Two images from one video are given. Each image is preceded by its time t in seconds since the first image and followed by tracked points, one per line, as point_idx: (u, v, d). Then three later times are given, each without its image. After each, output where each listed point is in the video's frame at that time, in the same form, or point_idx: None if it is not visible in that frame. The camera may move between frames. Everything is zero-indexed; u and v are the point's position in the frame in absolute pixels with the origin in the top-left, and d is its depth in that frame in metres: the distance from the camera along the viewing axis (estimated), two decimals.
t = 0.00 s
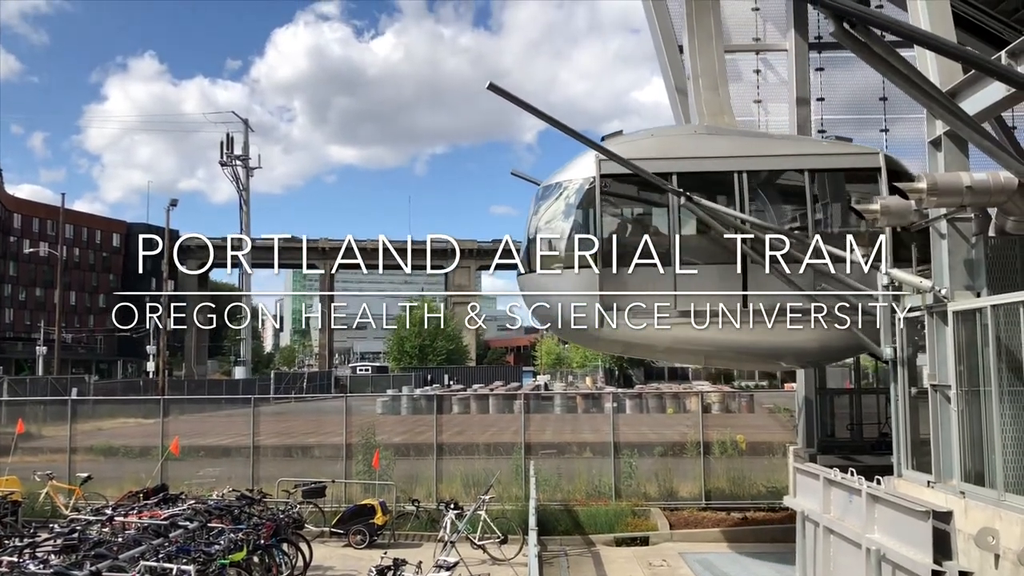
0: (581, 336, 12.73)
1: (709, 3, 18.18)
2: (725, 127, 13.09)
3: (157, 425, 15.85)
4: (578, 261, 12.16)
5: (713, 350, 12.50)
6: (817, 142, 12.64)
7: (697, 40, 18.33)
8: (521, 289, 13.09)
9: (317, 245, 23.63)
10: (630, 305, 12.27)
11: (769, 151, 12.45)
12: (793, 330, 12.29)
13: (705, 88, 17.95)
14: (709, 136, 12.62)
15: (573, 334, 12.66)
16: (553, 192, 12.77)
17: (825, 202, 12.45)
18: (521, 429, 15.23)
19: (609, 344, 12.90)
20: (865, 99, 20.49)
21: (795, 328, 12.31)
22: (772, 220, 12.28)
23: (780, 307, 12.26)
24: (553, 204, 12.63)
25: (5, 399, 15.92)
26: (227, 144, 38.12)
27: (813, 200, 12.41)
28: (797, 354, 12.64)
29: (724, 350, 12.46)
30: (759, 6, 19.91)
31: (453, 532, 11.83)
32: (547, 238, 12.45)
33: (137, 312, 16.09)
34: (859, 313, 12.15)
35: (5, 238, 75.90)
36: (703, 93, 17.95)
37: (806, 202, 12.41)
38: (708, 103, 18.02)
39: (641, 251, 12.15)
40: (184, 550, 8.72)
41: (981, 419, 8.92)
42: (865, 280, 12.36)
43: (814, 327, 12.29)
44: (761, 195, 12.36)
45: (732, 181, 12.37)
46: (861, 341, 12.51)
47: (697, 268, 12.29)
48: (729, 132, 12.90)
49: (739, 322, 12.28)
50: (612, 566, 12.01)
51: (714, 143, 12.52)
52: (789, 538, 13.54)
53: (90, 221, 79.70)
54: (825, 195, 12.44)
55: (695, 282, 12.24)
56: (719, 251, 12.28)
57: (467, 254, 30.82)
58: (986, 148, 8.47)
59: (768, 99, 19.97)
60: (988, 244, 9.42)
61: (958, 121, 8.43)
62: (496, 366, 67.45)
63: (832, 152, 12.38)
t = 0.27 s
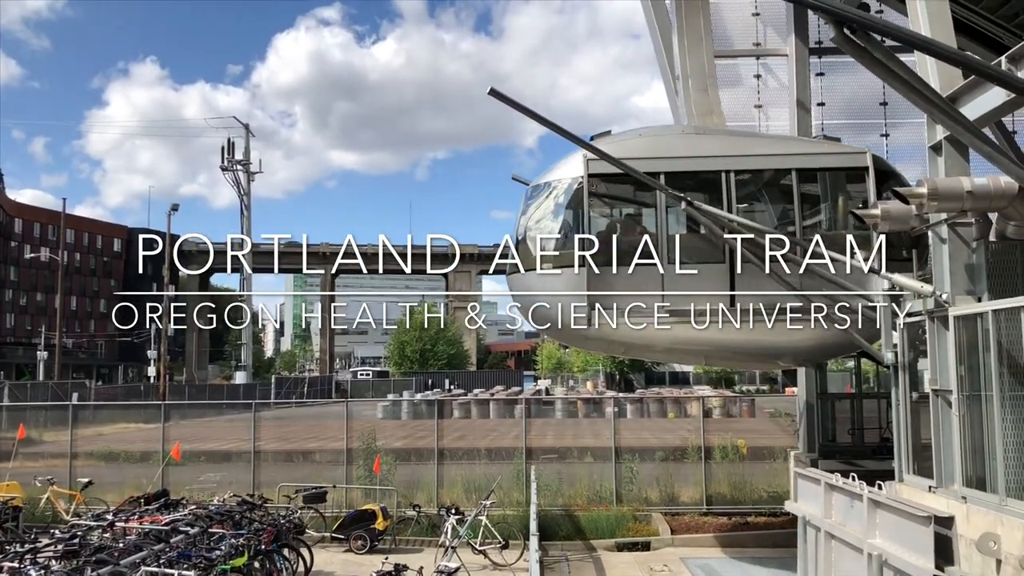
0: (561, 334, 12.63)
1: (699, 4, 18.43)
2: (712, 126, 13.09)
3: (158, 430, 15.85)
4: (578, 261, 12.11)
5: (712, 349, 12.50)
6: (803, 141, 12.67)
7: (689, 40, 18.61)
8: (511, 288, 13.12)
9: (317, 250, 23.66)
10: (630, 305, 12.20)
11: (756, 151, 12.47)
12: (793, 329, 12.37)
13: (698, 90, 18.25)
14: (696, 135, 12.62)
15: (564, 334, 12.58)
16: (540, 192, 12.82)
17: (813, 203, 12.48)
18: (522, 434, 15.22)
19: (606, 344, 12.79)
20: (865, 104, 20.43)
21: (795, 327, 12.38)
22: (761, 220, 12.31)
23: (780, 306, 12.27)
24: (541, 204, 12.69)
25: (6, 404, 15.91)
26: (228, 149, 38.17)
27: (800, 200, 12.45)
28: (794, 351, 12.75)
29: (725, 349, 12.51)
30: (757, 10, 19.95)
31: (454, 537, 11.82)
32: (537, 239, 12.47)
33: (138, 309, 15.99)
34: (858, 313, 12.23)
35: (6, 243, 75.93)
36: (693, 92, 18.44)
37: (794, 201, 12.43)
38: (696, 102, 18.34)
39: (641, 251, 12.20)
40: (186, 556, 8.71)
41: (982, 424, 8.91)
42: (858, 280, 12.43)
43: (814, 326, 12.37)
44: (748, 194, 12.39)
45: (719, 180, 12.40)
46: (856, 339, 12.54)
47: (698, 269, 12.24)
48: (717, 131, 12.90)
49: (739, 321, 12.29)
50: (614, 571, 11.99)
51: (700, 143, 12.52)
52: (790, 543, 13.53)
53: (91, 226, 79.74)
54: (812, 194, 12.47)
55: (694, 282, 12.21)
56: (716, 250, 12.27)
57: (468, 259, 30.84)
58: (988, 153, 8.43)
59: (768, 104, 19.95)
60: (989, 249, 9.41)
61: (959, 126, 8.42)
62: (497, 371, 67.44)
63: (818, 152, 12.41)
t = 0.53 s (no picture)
0: (563, 337, 12.64)
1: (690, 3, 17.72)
2: (702, 129, 13.12)
3: (160, 436, 15.84)
4: (578, 261, 12.06)
5: (713, 350, 12.39)
6: (791, 143, 12.66)
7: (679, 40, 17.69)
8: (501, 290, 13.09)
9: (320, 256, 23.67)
10: (630, 305, 12.14)
11: (745, 152, 12.49)
12: (793, 330, 12.24)
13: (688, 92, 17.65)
14: (686, 137, 12.63)
15: (561, 334, 12.52)
16: (531, 192, 12.83)
17: (803, 204, 12.45)
18: (525, 440, 15.18)
19: (606, 347, 12.67)
20: (868, 110, 20.44)
21: (795, 327, 12.25)
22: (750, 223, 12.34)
23: (779, 306, 12.19)
24: (533, 205, 12.70)
25: (10, 410, 15.90)
26: (231, 155, 38.24)
27: (789, 201, 12.43)
28: (797, 355, 12.64)
29: (726, 351, 12.41)
30: (760, 16, 19.81)
31: (457, 544, 11.79)
32: (531, 240, 12.47)
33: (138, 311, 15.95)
34: (858, 312, 12.25)
35: (10, 249, 76.06)
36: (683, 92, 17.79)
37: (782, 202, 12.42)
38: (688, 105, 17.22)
39: (641, 251, 12.16)
40: (189, 562, 8.71)
41: (986, 430, 8.90)
42: (845, 280, 12.26)
43: (814, 326, 12.25)
44: (737, 195, 12.40)
45: (708, 182, 12.41)
46: (855, 338, 12.63)
47: (697, 269, 12.22)
48: (707, 133, 12.92)
49: (739, 321, 12.22)
50: None
51: (689, 145, 12.55)
52: (793, 550, 13.49)
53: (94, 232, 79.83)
54: (800, 195, 12.45)
55: (695, 282, 12.18)
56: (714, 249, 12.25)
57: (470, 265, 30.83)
58: (990, 159, 8.46)
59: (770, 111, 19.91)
60: (992, 255, 9.42)
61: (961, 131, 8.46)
62: (499, 377, 67.41)
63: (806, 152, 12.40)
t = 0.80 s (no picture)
0: (560, 339, 12.65)
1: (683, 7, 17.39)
2: (695, 131, 13.04)
3: (165, 442, 15.86)
4: (579, 262, 12.08)
5: (712, 351, 12.45)
6: (783, 145, 12.54)
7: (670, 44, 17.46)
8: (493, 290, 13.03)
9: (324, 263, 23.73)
10: (629, 305, 12.16)
11: (736, 154, 12.40)
12: (793, 330, 12.38)
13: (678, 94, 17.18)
14: (676, 139, 12.56)
15: (560, 337, 12.55)
16: (523, 193, 12.78)
17: (795, 206, 12.30)
18: (528, 447, 15.18)
19: (606, 349, 12.74)
20: (872, 118, 20.41)
21: (795, 328, 12.38)
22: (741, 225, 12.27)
23: (779, 306, 12.26)
24: (524, 206, 12.65)
25: (14, 416, 15.91)
26: (235, 163, 38.34)
27: (779, 203, 12.33)
28: (796, 355, 12.79)
29: (727, 352, 12.45)
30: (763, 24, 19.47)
31: (461, 552, 11.78)
32: (525, 241, 12.42)
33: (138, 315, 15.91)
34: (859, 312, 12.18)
35: (14, 255, 76.24)
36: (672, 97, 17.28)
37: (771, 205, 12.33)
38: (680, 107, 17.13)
39: (641, 251, 12.11)
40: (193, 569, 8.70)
41: (990, 438, 8.89)
42: (835, 280, 12.23)
43: (814, 326, 12.32)
44: (727, 198, 12.31)
45: (698, 184, 12.34)
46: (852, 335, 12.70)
47: (697, 268, 12.25)
48: (699, 135, 12.85)
49: (739, 321, 12.26)
50: None
51: (680, 147, 12.49)
52: (797, 558, 13.46)
53: (99, 238, 80.00)
54: (791, 198, 12.32)
55: (695, 282, 12.21)
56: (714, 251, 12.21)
57: (474, 272, 30.89)
58: (995, 168, 8.47)
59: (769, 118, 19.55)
60: (996, 263, 9.41)
61: (966, 141, 8.48)
62: (502, 384, 67.41)
63: (797, 155, 12.29)
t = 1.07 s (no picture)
0: (558, 341, 12.39)
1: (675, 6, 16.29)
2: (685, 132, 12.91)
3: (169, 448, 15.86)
4: (579, 262, 11.92)
5: (714, 351, 12.28)
6: (771, 145, 12.49)
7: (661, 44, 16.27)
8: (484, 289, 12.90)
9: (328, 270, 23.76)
10: (629, 306, 11.98)
11: (726, 155, 12.29)
12: (793, 330, 12.22)
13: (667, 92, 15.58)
14: (666, 139, 12.42)
15: (560, 338, 12.30)
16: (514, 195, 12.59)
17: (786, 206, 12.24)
18: (533, 454, 15.16)
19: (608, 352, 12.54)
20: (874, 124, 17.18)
21: (795, 328, 12.25)
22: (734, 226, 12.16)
23: (779, 307, 12.10)
24: (516, 208, 12.46)
25: (19, 422, 15.93)
26: (240, 170, 38.44)
27: (768, 203, 12.25)
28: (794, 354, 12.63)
29: (729, 353, 12.30)
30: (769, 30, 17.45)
31: (465, 559, 11.75)
32: (520, 241, 12.19)
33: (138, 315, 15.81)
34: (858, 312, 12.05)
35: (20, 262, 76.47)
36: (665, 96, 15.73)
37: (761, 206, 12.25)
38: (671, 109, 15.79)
39: (641, 251, 11.96)
40: None
41: (996, 445, 8.87)
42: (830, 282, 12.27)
43: (814, 326, 12.19)
44: (718, 199, 12.20)
45: (688, 185, 12.21)
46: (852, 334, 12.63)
47: (697, 267, 12.11)
48: (689, 136, 12.72)
49: (739, 322, 12.14)
50: None
51: (671, 147, 12.34)
52: (801, 566, 13.41)
53: (104, 245, 80.22)
54: (781, 198, 12.24)
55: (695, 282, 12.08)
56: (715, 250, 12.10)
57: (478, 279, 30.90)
58: (1000, 175, 8.43)
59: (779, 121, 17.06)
60: (1002, 270, 9.37)
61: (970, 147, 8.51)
62: (505, 390, 67.48)
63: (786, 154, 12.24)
